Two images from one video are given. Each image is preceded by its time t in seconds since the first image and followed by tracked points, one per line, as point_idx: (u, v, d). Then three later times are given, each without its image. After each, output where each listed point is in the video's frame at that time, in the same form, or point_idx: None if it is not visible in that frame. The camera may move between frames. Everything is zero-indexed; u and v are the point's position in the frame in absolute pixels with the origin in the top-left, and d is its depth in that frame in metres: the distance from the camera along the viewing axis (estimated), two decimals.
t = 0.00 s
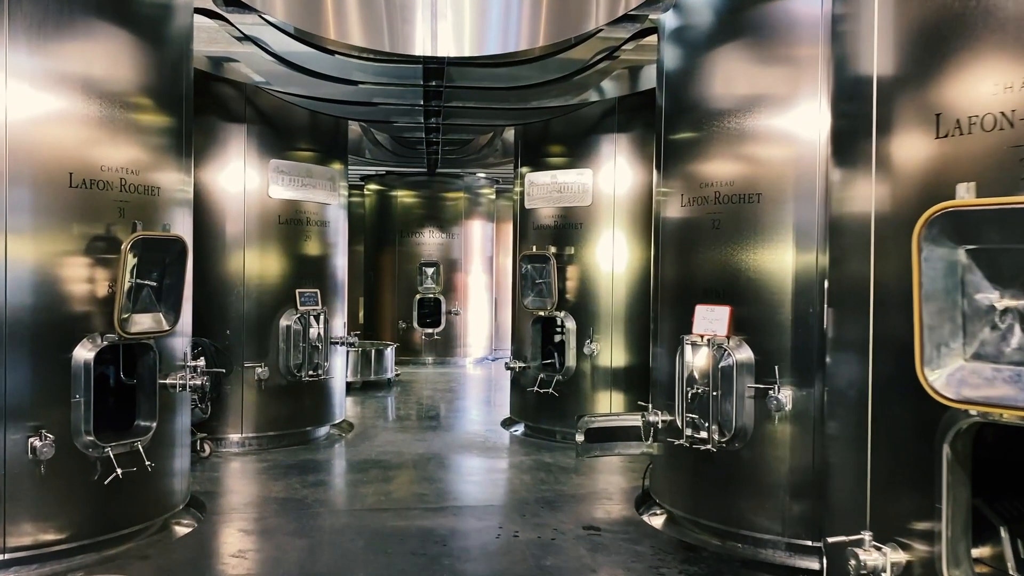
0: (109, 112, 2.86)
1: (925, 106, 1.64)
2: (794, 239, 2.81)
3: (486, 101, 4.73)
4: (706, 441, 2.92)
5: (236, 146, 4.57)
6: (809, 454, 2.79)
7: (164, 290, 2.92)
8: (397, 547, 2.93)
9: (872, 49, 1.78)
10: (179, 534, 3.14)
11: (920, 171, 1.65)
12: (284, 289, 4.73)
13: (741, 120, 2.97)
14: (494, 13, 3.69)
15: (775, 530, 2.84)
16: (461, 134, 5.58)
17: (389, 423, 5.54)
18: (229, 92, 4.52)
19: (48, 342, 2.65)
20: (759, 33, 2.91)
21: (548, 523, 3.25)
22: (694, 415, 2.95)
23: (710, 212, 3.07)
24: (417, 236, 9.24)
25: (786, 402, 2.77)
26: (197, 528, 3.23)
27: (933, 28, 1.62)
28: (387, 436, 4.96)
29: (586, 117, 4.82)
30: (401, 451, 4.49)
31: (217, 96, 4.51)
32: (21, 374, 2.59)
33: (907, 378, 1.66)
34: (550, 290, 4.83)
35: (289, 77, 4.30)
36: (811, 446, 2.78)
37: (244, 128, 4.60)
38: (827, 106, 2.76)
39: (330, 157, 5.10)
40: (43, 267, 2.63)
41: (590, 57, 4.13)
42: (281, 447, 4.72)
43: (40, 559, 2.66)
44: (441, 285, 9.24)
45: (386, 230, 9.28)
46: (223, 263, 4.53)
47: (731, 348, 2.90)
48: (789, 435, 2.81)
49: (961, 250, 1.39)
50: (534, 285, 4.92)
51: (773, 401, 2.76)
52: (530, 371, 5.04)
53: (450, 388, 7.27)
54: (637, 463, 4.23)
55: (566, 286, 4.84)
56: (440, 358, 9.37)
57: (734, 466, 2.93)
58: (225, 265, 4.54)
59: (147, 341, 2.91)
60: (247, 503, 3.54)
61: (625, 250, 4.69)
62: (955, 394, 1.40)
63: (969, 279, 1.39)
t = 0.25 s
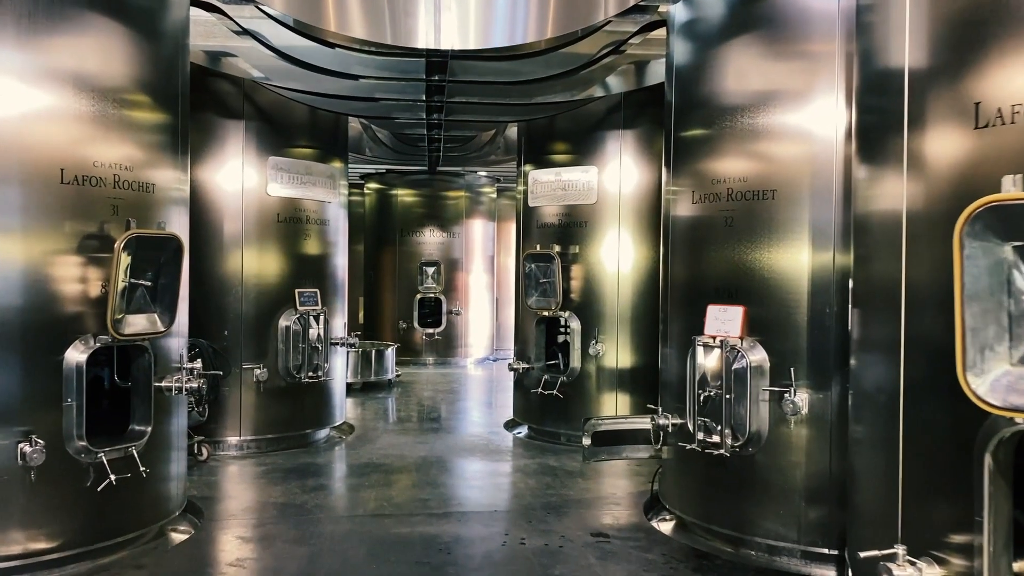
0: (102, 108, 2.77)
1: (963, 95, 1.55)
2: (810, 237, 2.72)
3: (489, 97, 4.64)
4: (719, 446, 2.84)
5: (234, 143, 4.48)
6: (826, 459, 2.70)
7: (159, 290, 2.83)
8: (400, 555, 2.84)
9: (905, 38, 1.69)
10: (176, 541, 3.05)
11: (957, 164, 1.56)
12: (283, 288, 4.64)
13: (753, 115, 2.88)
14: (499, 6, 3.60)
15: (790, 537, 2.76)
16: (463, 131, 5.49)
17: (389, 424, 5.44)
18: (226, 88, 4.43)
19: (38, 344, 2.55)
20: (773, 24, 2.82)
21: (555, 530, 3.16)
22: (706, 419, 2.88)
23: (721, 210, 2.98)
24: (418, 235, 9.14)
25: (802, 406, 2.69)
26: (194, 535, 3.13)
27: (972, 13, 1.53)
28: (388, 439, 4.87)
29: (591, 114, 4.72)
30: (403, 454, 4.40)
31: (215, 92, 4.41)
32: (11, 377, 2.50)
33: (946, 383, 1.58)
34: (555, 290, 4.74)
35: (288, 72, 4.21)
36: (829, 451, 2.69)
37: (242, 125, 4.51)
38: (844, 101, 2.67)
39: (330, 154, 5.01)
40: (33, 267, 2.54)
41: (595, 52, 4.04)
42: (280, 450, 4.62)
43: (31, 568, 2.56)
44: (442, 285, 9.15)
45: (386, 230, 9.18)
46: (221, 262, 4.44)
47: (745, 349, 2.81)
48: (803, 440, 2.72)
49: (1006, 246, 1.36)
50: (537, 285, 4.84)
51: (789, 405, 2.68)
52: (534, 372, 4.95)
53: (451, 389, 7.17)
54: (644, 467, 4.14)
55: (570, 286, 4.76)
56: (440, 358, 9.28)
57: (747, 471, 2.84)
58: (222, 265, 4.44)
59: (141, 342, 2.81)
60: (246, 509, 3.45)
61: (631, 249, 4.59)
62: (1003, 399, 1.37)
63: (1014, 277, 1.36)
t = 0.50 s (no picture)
0: (92, 105, 2.67)
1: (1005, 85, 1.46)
2: (827, 237, 2.63)
3: (492, 93, 4.54)
4: (732, 453, 2.75)
5: (231, 142, 4.39)
6: (843, 466, 2.61)
7: (152, 292, 2.73)
8: (402, 566, 2.74)
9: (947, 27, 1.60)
10: (171, 551, 2.94)
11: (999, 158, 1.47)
12: (281, 289, 4.54)
13: (767, 110, 2.78)
14: None
15: (806, 547, 2.66)
16: (465, 128, 5.39)
17: (390, 428, 5.35)
18: (223, 85, 4.34)
19: (27, 348, 2.46)
20: (786, 17, 2.72)
21: (561, 539, 3.06)
22: (718, 426, 2.79)
23: (734, 209, 2.89)
24: (418, 235, 9.05)
25: (818, 412, 2.59)
26: (190, 545, 3.04)
27: None
28: (388, 443, 4.77)
29: (595, 112, 4.63)
30: (404, 459, 4.30)
31: (212, 89, 4.32)
32: None
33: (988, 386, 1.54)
34: (559, 291, 4.65)
35: (287, 68, 4.12)
36: (846, 458, 2.61)
37: (240, 123, 4.41)
38: (862, 97, 2.58)
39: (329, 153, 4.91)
40: (21, 267, 2.44)
41: (601, 47, 3.94)
42: (278, 455, 4.52)
43: None
44: (442, 285, 9.06)
45: (386, 230, 9.08)
46: (218, 263, 4.34)
47: (759, 353, 2.71)
48: (820, 446, 2.63)
49: None
50: (541, 286, 4.74)
51: (805, 411, 2.59)
52: (538, 374, 4.86)
53: (452, 391, 7.07)
54: (651, 472, 4.04)
55: (574, 286, 4.66)
56: (441, 360, 9.18)
57: (760, 479, 2.75)
58: (219, 265, 4.35)
59: (134, 346, 2.72)
60: (243, 517, 3.36)
61: (637, 249, 4.50)
62: None
63: None
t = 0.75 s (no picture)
0: (84, 102, 2.58)
1: None
2: (845, 236, 2.54)
3: (495, 89, 4.45)
4: (747, 459, 2.66)
5: (229, 139, 4.29)
6: (862, 472, 2.52)
7: (146, 293, 2.64)
8: None
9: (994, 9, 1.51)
10: (167, 560, 2.84)
11: None
12: (280, 290, 4.45)
13: (783, 105, 2.69)
14: None
15: (824, 556, 2.57)
16: (468, 125, 5.30)
17: (391, 430, 5.26)
18: (222, 82, 4.26)
19: (16, 351, 2.36)
20: (802, 8, 2.62)
21: (569, 547, 2.97)
22: (732, 431, 2.71)
23: (747, 207, 2.80)
24: (419, 234, 8.95)
25: (837, 417, 2.51)
26: (186, 553, 2.95)
27: None
28: (390, 446, 4.67)
29: (601, 108, 4.54)
30: (406, 463, 4.21)
31: (209, 86, 4.24)
32: None
33: None
34: (563, 291, 4.55)
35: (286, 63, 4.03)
36: (865, 463, 2.52)
37: (238, 120, 4.32)
38: (882, 91, 2.49)
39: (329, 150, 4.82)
40: (10, 267, 2.35)
41: (607, 42, 3.85)
42: (278, 459, 4.43)
43: None
44: (444, 285, 8.96)
45: (387, 229, 8.99)
46: (216, 263, 4.26)
47: (774, 356, 2.63)
48: (838, 452, 2.54)
49: None
50: (545, 286, 4.64)
51: (823, 416, 2.50)
52: (543, 376, 4.77)
53: (454, 392, 6.98)
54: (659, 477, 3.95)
55: (580, 286, 4.57)
56: (443, 361, 9.08)
57: (776, 486, 2.66)
58: (217, 265, 4.26)
59: (128, 349, 2.63)
60: (241, 524, 3.26)
61: (643, 248, 4.41)
62: None
63: None
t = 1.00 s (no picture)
0: (77, 98, 2.48)
1: None
2: (868, 234, 2.44)
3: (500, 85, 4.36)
4: (765, 465, 2.57)
5: (228, 136, 4.20)
6: (886, 477, 2.44)
7: (141, 292, 2.54)
8: None
9: None
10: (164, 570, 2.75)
11: None
12: (280, 289, 4.35)
13: (802, 97, 2.59)
14: None
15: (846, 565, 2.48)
16: (472, 121, 5.21)
17: (393, 433, 5.16)
18: (222, 78, 4.17)
19: (6, 352, 2.26)
20: None
21: (580, 556, 2.88)
22: (749, 435, 2.61)
23: (764, 204, 2.70)
24: (421, 234, 8.86)
25: (861, 421, 2.41)
26: (184, 561, 2.85)
27: None
28: (393, 449, 4.58)
29: (608, 104, 4.45)
30: (410, 466, 4.12)
31: (208, 82, 4.14)
32: None
33: None
34: (570, 290, 4.47)
35: (287, 57, 3.93)
36: (889, 468, 2.43)
37: (237, 117, 4.22)
38: (906, 83, 2.40)
39: (330, 147, 4.73)
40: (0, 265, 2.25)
41: (617, 34, 3.75)
42: (279, 462, 4.35)
43: None
44: (446, 285, 8.86)
45: (389, 228, 8.89)
46: (215, 262, 4.16)
47: (793, 358, 2.53)
48: (861, 458, 2.45)
49: None
50: (552, 285, 4.57)
51: (846, 420, 2.41)
52: (549, 378, 4.67)
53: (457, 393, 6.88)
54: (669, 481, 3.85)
55: (586, 286, 4.47)
56: (445, 361, 8.98)
57: (795, 493, 2.56)
58: (216, 265, 4.16)
59: (123, 351, 2.53)
60: (241, 531, 3.17)
61: (652, 247, 4.31)
62: None
63: None
